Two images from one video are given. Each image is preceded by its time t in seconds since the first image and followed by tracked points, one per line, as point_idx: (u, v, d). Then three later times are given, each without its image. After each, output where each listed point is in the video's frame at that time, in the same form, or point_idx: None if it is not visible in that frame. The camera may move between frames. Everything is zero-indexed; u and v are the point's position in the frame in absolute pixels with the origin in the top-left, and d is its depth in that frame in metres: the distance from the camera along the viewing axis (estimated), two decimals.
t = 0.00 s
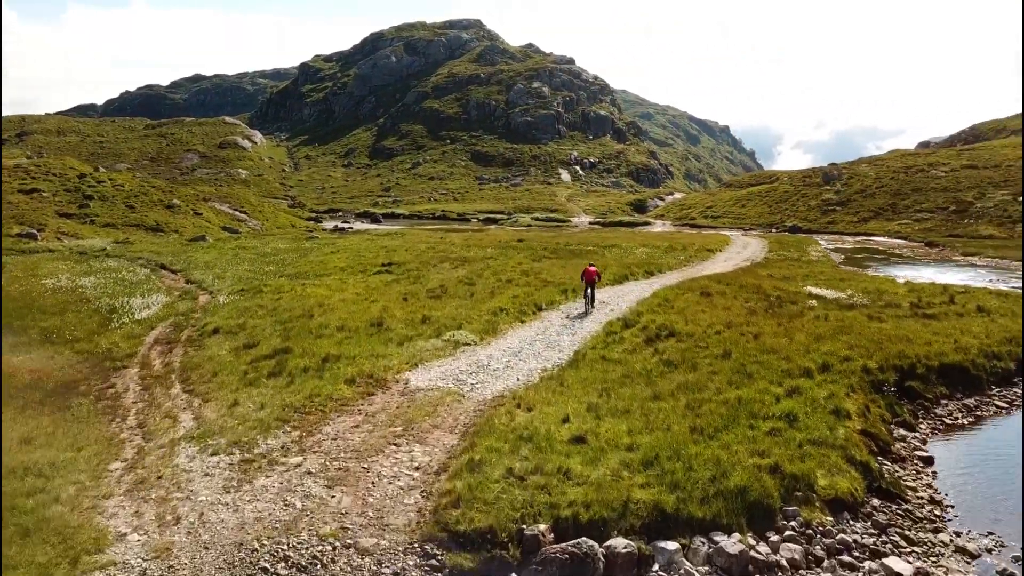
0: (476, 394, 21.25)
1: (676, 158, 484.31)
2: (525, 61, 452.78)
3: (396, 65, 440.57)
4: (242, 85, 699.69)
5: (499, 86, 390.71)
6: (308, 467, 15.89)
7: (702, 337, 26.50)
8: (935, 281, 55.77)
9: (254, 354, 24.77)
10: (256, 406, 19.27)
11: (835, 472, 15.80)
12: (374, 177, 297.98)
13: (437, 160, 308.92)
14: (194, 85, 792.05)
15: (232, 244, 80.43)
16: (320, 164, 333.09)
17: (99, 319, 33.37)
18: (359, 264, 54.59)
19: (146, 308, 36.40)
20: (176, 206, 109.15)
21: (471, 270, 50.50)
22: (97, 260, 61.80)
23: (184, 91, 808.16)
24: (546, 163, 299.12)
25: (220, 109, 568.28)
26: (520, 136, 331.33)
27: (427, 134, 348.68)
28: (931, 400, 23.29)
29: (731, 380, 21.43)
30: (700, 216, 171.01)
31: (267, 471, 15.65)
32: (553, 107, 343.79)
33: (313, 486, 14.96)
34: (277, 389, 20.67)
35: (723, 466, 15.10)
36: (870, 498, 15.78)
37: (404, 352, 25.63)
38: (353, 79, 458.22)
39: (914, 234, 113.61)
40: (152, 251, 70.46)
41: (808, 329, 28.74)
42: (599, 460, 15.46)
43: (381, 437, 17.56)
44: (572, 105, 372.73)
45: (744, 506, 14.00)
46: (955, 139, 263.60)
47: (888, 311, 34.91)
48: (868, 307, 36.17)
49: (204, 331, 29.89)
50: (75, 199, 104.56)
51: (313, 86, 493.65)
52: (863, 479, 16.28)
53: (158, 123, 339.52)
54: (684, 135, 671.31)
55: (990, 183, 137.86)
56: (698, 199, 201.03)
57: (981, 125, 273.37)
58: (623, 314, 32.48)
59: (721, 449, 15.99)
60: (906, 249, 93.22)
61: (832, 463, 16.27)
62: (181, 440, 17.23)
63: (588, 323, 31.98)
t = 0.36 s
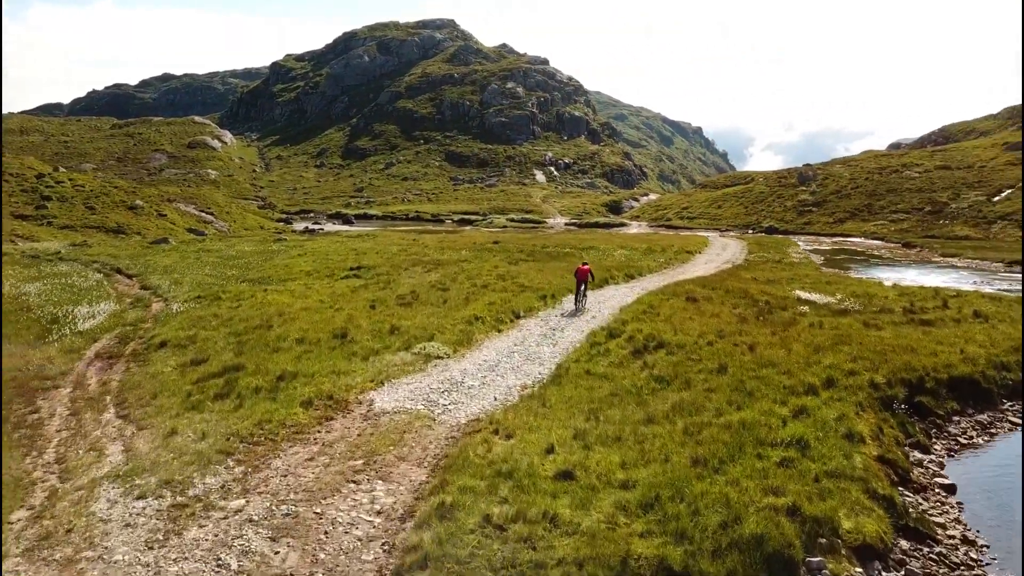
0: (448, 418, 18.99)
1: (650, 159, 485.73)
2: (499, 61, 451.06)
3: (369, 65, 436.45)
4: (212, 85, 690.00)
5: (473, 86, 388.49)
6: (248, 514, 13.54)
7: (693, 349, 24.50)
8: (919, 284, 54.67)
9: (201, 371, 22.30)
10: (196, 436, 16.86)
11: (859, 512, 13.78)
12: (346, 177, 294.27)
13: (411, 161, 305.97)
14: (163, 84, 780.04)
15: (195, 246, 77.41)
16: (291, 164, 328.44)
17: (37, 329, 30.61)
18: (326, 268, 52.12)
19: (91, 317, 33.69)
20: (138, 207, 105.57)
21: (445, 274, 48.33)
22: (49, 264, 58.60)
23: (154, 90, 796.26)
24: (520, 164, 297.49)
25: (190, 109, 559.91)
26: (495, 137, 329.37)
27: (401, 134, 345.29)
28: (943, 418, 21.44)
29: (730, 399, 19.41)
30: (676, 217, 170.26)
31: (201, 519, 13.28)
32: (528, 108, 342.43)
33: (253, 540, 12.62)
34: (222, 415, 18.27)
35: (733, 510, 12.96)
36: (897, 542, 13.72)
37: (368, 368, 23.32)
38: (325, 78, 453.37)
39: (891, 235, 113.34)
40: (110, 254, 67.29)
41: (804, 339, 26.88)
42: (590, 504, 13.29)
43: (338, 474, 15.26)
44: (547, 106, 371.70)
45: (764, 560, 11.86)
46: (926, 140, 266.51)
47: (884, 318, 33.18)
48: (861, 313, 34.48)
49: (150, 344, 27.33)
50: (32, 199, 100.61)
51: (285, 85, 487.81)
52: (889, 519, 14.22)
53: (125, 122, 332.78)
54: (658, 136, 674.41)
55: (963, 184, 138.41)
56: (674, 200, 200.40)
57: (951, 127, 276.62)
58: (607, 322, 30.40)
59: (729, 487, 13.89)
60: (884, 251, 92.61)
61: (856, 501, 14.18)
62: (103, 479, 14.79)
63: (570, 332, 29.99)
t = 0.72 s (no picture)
0: (421, 445, 16.77)
1: (628, 161, 486.14)
2: (477, 62, 448.83)
3: (345, 65, 431.91)
4: (186, 85, 680.53)
5: (451, 86, 385.90)
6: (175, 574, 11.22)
7: (689, 361, 22.51)
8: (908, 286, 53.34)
9: (144, 391, 19.93)
10: (127, 471, 14.56)
11: (901, 559, 11.73)
12: (323, 178, 290.57)
13: (388, 161, 302.77)
14: (136, 83, 769.02)
15: (161, 249, 74.52)
16: (267, 164, 324.10)
17: None
18: (296, 272, 49.65)
19: (34, 327, 31.07)
20: (105, 208, 102.14)
21: (420, 277, 46.13)
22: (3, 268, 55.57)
23: (126, 89, 784.66)
24: (498, 164, 295.49)
25: (163, 110, 551.94)
26: (473, 138, 327.19)
27: (378, 134, 341.90)
28: (964, 438, 19.59)
29: (735, 421, 17.41)
30: (655, 218, 169.10)
31: None
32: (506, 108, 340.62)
33: None
34: (161, 445, 15.97)
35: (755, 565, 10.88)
36: None
37: (333, 386, 21.05)
38: (301, 77, 448.44)
39: (872, 236, 112.62)
40: (69, 257, 64.23)
41: (806, 349, 25.02)
42: (587, 559, 11.15)
43: (290, 519, 13.02)
44: (525, 106, 370.09)
45: None
46: (902, 142, 268.27)
47: (884, 325, 31.42)
48: (860, 320, 32.70)
49: (94, 357, 24.87)
50: None
51: (260, 84, 482.17)
52: (932, 567, 12.21)
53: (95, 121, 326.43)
54: (636, 138, 675.60)
55: (942, 185, 138.36)
56: (653, 201, 199.43)
57: (926, 129, 278.75)
58: (594, 331, 28.29)
59: (748, 535, 11.84)
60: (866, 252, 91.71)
61: (892, 546, 12.15)
62: (8, 530, 12.45)
63: (554, 341, 27.96)
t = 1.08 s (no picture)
0: (395, 475, 14.88)
1: (611, 162, 486.30)
2: (459, 62, 446.67)
3: (326, 65, 428.13)
4: (164, 86, 672.73)
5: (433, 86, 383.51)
6: None
7: (690, 374, 20.73)
8: (902, 289, 52.05)
9: (87, 410, 17.85)
10: (51, 512, 12.51)
11: None
12: (303, 179, 287.30)
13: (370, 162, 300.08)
14: (113, 83, 759.56)
15: (132, 251, 71.95)
16: (247, 165, 320.12)
17: None
18: (269, 275, 47.47)
19: None
20: (76, 208, 99.14)
21: (400, 281, 44.17)
22: None
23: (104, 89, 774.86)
24: (481, 165, 293.67)
25: (141, 110, 545.05)
26: (455, 138, 325.25)
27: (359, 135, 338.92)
28: (992, 457, 17.90)
29: (746, 443, 15.62)
30: (639, 219, 167.93)
31: None
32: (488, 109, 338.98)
33: None
34: (95, 476, 13.92)
35: None
36: None
37: (300, 403, 19.09)
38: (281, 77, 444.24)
39: (858, 237, 111.85)
40: (34, 260, 61.59)
41: (812, 358, 23.33)
42: None
43: (238, 572, 11.05)
44: (508, 107, 368.65)
45: None
46: (884, 143, 269.59)
47: (888, 331, 29.84)
48: (862, 326, 31.13)
49: (39, 371, 22.68)
50: None
51: (240, 84, 477.07)
52: None
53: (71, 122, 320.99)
54: (618, 139, 676.23)
55: (926, 186, 138.17)
56: (636, 202, 198.41)
57: (907, 130, 280.24)
58: (583, 340, 26.47)
59: None
60: (853, 253, 90.82)
61: None
62: None
63: (541, 351, 26.14)
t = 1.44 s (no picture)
0: (359, 515, 12.72)
1: (592, 165, 486.47)
2: (440, 63, 444.02)
3: (305, 65, 423.66)
4: (140, 86, 664.11)
5: (413, 87, 380.68)
6: None
7: (693, 388, 18.71)
8: (896, 291, 50.65)
9: (6, 437, 15.45)
10: None
11: None
12: (281, 180, 283.55)
13: (350, 163, 296.81)
14: (88, 83, 748.46)
15: (97, 253, 68.98)
16: (223, 166, 315.73)
17: None
18: (237, 279, 45.04)
19: None
20: (42, 209, 95.73)
21: (376, 284, 41.95)
22: None
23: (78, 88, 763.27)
24: (461, 166, 291.52)
25: (116, 111, 537.22)
26: (435, 139, 322.90)
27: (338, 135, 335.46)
28: None
29: (767, 472, 13.57)
30: (621, 220, 166.54)
31: None
32: (468, 110, 336.85)
33: None
34: None
35: None
36: None
37: (255, 425, 16.85)
38: (259, 77, 439.04)
39: (842, 238, 111.08)
40: None
41: (823, 369, 21.41)
42: None
43: None
44: (488, 108, 366.91)
45: None
46: (863, 145, 270.78)
47: (895, 337, 28.00)
48: (867, 332, 29.28)
49: None
50: None
51: (217, 85, 471.34)
52: None
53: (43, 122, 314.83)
54: (598, 141, 676.78)
55: (908, 187, 137.91)
56: (618, 203, 197.10)
57: (885, 132, 281.75)
58: (573, 349, 24.38)
59: None
60: (839, 254, 89.69)
61: None
62: None
63: (526, 360, 24.10)
